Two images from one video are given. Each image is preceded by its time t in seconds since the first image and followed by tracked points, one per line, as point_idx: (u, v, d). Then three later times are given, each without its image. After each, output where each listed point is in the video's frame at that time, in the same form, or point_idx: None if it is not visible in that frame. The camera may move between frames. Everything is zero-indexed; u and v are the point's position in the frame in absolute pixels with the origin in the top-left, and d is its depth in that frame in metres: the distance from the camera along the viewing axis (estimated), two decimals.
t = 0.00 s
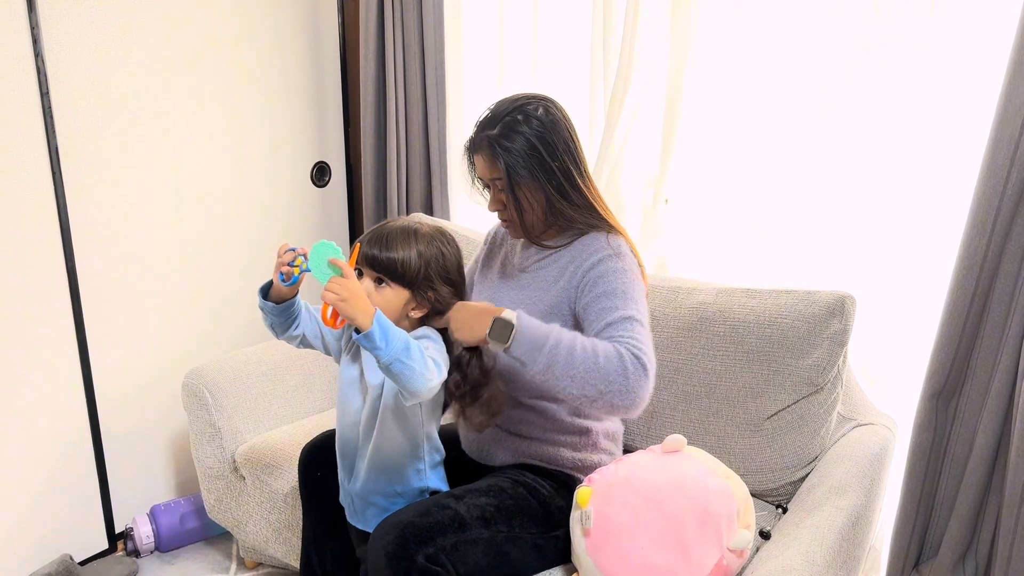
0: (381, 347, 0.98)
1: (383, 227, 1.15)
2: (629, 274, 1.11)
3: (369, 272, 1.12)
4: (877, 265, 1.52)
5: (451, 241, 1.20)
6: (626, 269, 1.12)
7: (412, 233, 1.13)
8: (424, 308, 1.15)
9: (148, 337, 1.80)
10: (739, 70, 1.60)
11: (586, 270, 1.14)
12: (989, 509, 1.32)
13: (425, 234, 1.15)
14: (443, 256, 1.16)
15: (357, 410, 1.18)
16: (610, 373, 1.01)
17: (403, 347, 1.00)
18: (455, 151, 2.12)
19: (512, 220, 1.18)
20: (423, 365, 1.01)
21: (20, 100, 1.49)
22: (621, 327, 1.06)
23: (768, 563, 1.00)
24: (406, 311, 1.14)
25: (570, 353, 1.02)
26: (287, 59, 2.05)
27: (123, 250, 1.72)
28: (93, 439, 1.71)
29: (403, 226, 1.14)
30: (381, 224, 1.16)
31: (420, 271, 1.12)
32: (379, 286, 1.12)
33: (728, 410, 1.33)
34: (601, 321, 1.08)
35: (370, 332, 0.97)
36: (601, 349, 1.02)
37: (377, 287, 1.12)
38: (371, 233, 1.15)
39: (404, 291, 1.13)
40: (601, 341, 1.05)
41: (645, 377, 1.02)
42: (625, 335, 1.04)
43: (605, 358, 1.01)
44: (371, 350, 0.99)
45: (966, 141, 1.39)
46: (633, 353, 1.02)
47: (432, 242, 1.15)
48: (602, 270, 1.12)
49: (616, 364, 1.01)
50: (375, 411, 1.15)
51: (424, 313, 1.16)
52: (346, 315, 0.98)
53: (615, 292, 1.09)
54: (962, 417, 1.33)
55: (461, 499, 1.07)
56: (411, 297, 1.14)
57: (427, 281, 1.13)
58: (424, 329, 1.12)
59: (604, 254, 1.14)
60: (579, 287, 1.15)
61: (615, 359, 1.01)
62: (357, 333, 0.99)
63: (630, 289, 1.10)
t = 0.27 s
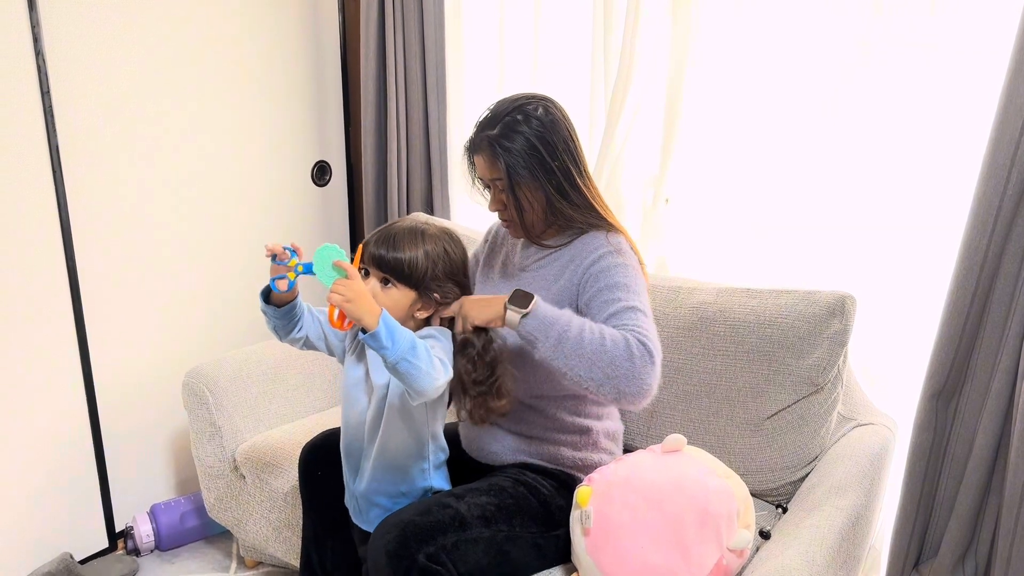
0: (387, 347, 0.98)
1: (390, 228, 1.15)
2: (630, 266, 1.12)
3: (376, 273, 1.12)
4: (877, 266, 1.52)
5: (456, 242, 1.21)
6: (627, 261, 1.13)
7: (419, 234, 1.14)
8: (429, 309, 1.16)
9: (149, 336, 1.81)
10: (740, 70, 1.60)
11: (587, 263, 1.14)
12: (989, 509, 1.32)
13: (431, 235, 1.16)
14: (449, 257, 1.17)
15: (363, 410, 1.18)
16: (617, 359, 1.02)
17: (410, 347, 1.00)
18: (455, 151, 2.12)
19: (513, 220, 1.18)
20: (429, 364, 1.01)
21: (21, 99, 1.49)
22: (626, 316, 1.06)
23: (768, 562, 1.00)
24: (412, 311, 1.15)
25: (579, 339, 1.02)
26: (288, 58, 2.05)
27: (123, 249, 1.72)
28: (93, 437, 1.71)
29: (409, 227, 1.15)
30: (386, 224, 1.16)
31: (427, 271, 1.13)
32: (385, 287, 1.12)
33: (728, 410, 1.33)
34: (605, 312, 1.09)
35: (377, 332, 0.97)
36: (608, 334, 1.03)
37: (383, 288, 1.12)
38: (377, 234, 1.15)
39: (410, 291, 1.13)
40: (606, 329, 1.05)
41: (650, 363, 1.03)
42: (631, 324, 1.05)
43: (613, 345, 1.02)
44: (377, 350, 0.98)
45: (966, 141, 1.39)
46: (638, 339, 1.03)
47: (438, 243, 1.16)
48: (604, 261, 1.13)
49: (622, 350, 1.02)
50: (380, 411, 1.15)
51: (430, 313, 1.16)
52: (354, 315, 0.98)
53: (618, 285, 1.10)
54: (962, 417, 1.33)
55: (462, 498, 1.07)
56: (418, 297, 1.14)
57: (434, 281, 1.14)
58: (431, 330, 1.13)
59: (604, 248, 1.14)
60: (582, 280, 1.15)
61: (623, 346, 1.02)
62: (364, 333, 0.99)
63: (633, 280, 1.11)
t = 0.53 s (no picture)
0: (395, 343, 0.98)
1: (395, 225, 1.15)
2: (633, 266, 1.12)
3: (381, 269, 1.12)
4: (878, 265, 1.52)
5: (464, 241, 1.20)
6: (630, 261, 1.13)
7: (425, 231, 1.14)
8: (434, 306, 1.15)
9: (150, 334, 1.81)
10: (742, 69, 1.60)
11: (591, 263, 1.14)
12: (990, 508, 1.32)
13: (437, 233, 1.15)
14: (456, 256, 1.16)
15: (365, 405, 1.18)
16: (628, 361, 1.01)
17: (418, 343, 1.00)
18: (456, 150, 2.12)
19: (514, 220, 1.18)
20: (436, 361, 1.02)
21: (23, 97, 1.49)
22: (633, 317, 1.06)
23: (768, 561, 1.00)
24: (416, 309, 1.15)
25: (589, 342, 1.02)
26: (289, 56, 2.05)
27: (124, 247, 1.72)
28: (94, 435, 1.72)
29: (415, 224, 1.14)
30: (393, 221, 1.16)
31: (432, 269, 1.13)
32: (390, 283, 1.12)
33: (729, 409, 1.33)
34: (612, 313, 1.09)
35: (385, 328, 0.97)
36: (618, 337, 1.03)
37: (388, 284, 1.12)
38: (384, 230, 1.15)
39: (415, 289, 1.13)
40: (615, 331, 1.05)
41: (660, 362, 1.03)
42: (638, 324, 1.05)
43: (623, 347, 1.02)
44: (385, 346, 0.99)
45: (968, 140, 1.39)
46: (647, 340, 1.03)
47: (444, 241, 1.15)
48: (607, 261, 1.12)
49: (632, 352, 1.02)
50: (383, 407, 1.15)
51: (434, 311, 1.16)
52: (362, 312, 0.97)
53: (621, 285, 1.10)
54: (963, 416, 1.33)
55: (461, 496, 1.07)
56: (422, 295, 1.14)
57: (438, 279, 1.14)
58: (437, 327, 1.13)
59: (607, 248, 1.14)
60: (586, 281, 1.14)
61: (632, 347, 1.02)
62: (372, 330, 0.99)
63: (637, 280, 1.11)
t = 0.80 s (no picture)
0: (402, 340, 0.98)
1: (405, 223, 1.15)
2: (627, 266, 1.11)
3: (391, 267, 1.12)
4: (879, 265, 1.52)
5: (470, 241, 1.21)
6: (625, 261, 1.12)
7: (436, 230, 1.15)
8: (443, 305, 1.15)
9: (151, 333, 1.81)
10: (742, 68, 1.60)
11: (586, 265, 1.14)
12: (991, 507, 1.32)
13: (448, 232, 1.16)
14: (465, 255, 1.17)
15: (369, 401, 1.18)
16: (611, 375, 1.03)
17: (425, 341, 0.99)
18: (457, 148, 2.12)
19: (515, 219, 1.18)
20: (443, 360, 1.01)
21: (23, 95, 1.50)
22: (622, 323, 1.06)
23: (769, 560, 1.00)
24: (425, 307, 1.14)
25: (567, 361, 1.06)
26: (290, 54, 2.05)
27: (125, 245, 1.72)
28: (95, 433, 1.71)
29: (425, 223, 1.15)
30: (401, 220, 1.16)
31: (443, 268, 1.13)
32: (400, 280, 1.12)
33: (730, 408, 1.33)
34: (604, 317, 1.09)
35: (393, 325, 0.97)
36: (599, 353, 1.04)
37: (398, 282, 1.12)
38: (393, 229, 1.15)
39: (425, 287, 1.13)
40: (601, 341, 1.06)
41: (647, 370, 1.03)
42: (625, 329, 1.05)
43: (602, 359, 1.03)
44: (392, 342, 0.98)
45: (970, 139, 1.39)
46: (631, 349, 1.03)
47: (454, 241, 1.16)
48: (600, 264, 1.12)
49: (615, 364, 1.02)
50: (390, 404, 1.15)
51: (442, 309, 1.16)
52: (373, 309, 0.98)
53: (616, 287, 1.09)
54: (965, 415, 1.33)
55: (462, 494, 1.07)
56: (432, 292, 1.14)
57: (449, 277, 1.14)
58: (443, 326, 1.13)
59: (602, 249, 1.14)
60: (582, 283, 1.15)
61: (612, 358, 1.03)
62: (380, 327, 0.99)
63: (630, 281, 1.10)
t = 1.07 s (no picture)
0: (406, 344, 0.98)
1: (410, 223, 1.14)
2: (623, 273, 1.11)
3: (396, 266, 1.12)
4: (881, 265, 1.52)
5: (474, 241, 1.21)
6: (621, 267, 1.11)
7: (442, 231, 1.14)
8: (445, 307, 1.16)
9: (152, 332, 1.81)
10: (744, 67, 1.60)
11: (582, 269, 1.14)
12: (992, 507, 1.32)
13: (453, 233, 1.16)
14: (469, 256, 1.17)
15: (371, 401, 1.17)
16: (595, 385, 1.04)
17: (429, 346, 0.99)
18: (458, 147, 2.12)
19: (515, 219, 1.18)
20: (447, 364, 1.01)
21: (24, 93, 1.49)
22: (611, 331, 1.07)
23: (770, 560, 0.99)
24: (427, 309, 1.15)
25: (552, 368, 1.07)
26: (291, 53, 2.05)
27: (126, 244, 1.72)
28: (95, 433, 1.71)
29: (432, 223, 1.14)
30: (407, 219, 1.15)
31: (448, 269, 1.13)
32: (405, 281, 1.11)
33: (730, 408, 1.33)
34: (594, 324, 1.09)
35: (397, 329, 0.98)
36: (584, 363, 1.05)
37: (403, 282, 1.11)
38: (398, 229, 1.15)
39: (429, 288, 1.13)
40: (588, 350, 1.07)
41: (631, 381, 1.04)
42: (612, 339, 1.06)
43: (587, 369, 1.05)
44: (397, 347, 0.99)
45: (972, 138, 1.38)
46: (617, 361, 1.04)
47: (460, 242, 1.16)
48: (596, 269, 1.12)
49: (599, 375, 1.04)
50: (392, 406, 1.14)
51: (444, 310, 1.16)
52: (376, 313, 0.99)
53: (608, 293, 1.09)
54: (966, 415, 1.33)
55: (463, 493, 1.07)
56: (435, 294, 1.14)
57: (453, 279, 1.14)
58: (445, 326, 1.13)
59: (599, 254, 1.13)
60: (576, 287, 1.15)
61: (596, 368, 1.04)
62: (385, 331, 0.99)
63: (624, 288, 1.09)
